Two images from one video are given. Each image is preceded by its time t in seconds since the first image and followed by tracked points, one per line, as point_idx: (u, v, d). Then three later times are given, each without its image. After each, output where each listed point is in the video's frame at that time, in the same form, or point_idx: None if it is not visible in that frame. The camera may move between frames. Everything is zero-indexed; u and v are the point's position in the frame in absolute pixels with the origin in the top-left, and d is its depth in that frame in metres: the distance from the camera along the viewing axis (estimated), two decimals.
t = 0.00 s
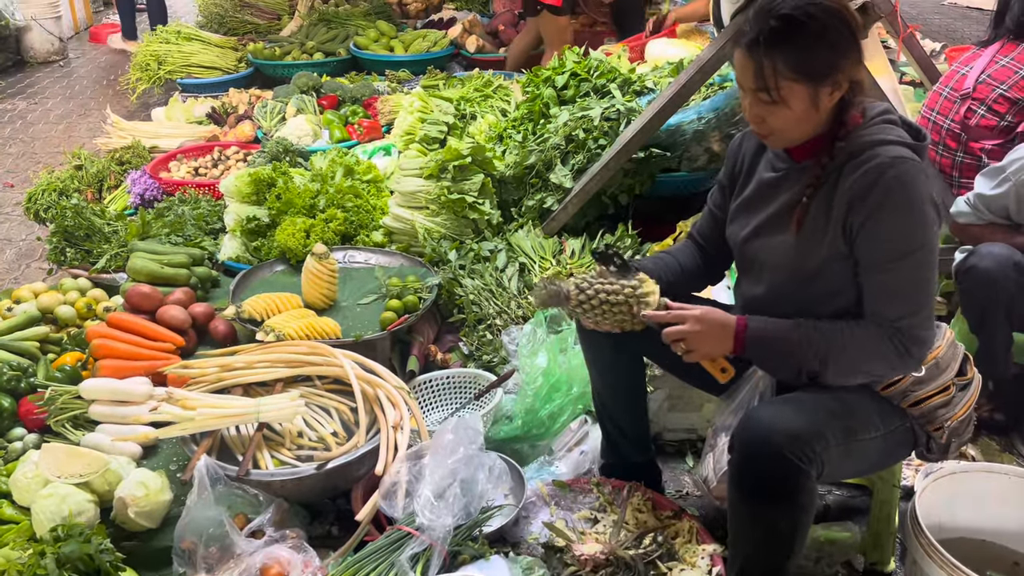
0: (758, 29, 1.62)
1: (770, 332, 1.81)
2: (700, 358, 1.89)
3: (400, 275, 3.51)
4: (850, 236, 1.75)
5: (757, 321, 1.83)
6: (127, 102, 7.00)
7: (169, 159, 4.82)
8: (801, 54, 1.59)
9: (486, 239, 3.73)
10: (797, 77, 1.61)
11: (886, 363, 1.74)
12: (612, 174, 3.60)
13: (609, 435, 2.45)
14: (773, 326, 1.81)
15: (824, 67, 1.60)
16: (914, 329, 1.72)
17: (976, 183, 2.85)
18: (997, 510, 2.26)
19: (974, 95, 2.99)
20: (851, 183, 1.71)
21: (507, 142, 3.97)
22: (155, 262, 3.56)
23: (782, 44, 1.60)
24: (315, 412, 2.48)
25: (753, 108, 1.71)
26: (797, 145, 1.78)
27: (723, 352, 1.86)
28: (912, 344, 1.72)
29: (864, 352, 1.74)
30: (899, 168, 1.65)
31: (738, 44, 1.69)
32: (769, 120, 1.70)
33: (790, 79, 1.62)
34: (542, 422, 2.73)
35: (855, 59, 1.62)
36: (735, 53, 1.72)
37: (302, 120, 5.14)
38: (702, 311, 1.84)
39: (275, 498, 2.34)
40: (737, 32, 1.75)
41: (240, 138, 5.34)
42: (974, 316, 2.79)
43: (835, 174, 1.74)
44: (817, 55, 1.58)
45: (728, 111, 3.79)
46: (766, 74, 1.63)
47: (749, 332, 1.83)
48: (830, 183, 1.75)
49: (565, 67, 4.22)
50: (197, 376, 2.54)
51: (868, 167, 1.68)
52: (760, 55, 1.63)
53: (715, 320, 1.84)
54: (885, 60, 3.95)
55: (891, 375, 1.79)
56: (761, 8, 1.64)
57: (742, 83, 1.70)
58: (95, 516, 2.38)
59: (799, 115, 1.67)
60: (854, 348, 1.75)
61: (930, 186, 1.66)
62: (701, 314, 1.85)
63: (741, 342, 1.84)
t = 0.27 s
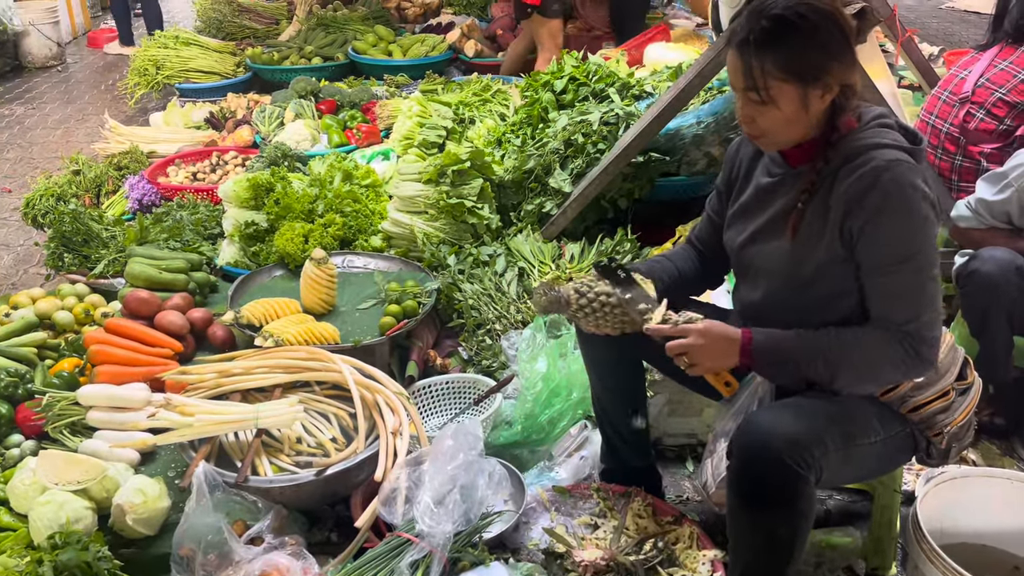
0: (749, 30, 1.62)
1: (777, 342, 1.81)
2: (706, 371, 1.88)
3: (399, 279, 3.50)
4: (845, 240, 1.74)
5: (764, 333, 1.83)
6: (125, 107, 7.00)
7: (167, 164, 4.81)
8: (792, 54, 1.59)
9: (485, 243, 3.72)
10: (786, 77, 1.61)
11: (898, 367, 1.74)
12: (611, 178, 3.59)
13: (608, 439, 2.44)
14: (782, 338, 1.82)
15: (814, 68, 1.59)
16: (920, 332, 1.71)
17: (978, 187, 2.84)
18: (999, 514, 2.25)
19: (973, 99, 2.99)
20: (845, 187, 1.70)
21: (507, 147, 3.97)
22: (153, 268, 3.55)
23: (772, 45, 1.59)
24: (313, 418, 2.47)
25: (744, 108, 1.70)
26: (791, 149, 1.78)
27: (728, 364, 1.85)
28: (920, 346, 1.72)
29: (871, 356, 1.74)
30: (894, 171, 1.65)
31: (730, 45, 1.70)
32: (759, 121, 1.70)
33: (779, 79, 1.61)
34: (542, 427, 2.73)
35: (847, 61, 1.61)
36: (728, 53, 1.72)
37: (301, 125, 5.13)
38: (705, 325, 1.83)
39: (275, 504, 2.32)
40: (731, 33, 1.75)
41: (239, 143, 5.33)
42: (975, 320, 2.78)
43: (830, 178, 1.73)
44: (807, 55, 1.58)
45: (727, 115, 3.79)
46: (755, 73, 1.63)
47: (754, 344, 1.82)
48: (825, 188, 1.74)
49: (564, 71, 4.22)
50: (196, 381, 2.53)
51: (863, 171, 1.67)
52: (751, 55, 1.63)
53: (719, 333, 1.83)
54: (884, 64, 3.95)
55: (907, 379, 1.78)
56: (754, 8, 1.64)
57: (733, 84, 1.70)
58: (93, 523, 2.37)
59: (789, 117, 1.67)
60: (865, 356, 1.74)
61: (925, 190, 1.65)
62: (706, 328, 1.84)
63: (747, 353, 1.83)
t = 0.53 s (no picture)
0: (748, 37, 1.62)
1: (757, 350, 1.81)
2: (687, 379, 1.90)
3: (398, 283, 3.49)
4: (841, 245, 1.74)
5: (745, 340, 1.83)
6: (122, 110, 6.99)
7: (165, 168, 4.80)
8: (791, 61, 1.58)
9: (484, 247, 3.71)
10: (787, 84, 1.60)
11: (879, 375, 1.74)
12: (609, 181, 3.59)
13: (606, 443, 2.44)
14: (762, 344, 1.82)
15: (815, 74, 1.58)
16: (901, 340, 1.71)
17: (976, 190, 2.84)
18: (999, 518, 2.25)
19: (971, 101, 2.99)
20: (842, 191, 1.69)
21: (504, 150, 3.96)
22: (150, 272, 3.54)
23: (772, 52, 1.59)
24: (312, 423, 2.46)
25: (745, 116, 1.70)
26: (790, 153, 1.77)
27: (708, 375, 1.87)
28: (903, 355, 1.72)
29: (852, 363, 1.73)
30: (891, 176, 1.64)
31: (729, 52, 1.69)
32: (760, 128, 1.69)
33: (780, 86, 1.61)
34: (541, 431, 2.71)
35: (846, 66, 1.60)
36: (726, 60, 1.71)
37: (299, 128, 5.13)
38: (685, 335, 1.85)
39: (273, 509, 2.31)
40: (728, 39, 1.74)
41: (236, 146, 5.33)
42: (976, 323, 2.77)
43: (827, 182, 1.73)
44: (807, 61, 1.57)
45: (726, 118, 3.79)
46: (756, 80, 1.62)
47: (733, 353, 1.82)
48: (822, 192, 1.74)
49: (562, 74, 4.23)
50: (194, 386, 2.54)
51: (860, 175, 1.66)
52: (750, 62, 1.62)
53: (695, 342, 1.85)
54: (882, 66, 3.95)
55: (885, 388, 1.79)
56: (751, 14, 1.63)
57: (733, 91, 1.69)
58: (90, 529, 2.35)
59: (790, 123, 1.66)
60: (845, 364, 1.74)
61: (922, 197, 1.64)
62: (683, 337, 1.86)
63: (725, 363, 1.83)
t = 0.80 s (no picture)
0: (755, 39, 1.61)
1: (749, 363, 1.82)
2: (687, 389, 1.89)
3: (396, 285, 3.48)
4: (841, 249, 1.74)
5: (737, 355, 1.83)
6: (120, 112, 6.98)
7: (162, 170, 4.79)
8: (800, 63, 1.57)
9: (482, 248, 3.70)
10: (796, 86, 1.59)
11: (874, 383, 1.74)
12: (608, 183, 3.59)
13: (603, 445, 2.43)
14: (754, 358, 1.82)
15: (822, 76, 1.58)
16: (896, 347, 1.70)
17: (975, 192, 2.84)
18: (999, 520, 2.24)
19: (970, 103, 2.99)
20: (842, 196, 1.69)
21: (503, 151, 3.96)
22: (148, 273, 3.53)
23: (780, 54, 1.58)
24: (310, 426, 2.45)
25: (749, 118, 1.69)
26: (793, 156, 1.76)
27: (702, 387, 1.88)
28: (898, 363, 1.72)
29: (845, 371, 1.74)
30: (891, 181, 1.63)
31: (735, 54, 1.68)
32: (766, 130, 1.68)
33: (789, 89, 1.60)
34: (540, 433, 2.70)
35: (852, 68, 1.60)
36: (731, 63, 1.70)
37: (296, 130, 5.12)
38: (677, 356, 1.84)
39: (270, 512, 2.30)
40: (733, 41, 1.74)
41: (234, 148, 5.32)
42: (975, 324, 2.77)
43: (827, 185, 1.72)
44: (815, 63, 1.57)
45: (724, 120, 3.79)
46: (763, 83, 1.61)
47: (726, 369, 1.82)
48: (823, 195, 1.73)
49: (561, 76, 4.23)
50: (190, 389, 2.52)
51: (860, 179, 1.66)
52: (758, 63, 1.61)
53: (689, 358, 1.84)
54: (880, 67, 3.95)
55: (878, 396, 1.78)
56: (758, 16, 1.63)
57: (739, 93, 1.68)
58: (86, 532, 2.34)
59: (796, 125, 1.66)
60: (840, 374, 1.74)
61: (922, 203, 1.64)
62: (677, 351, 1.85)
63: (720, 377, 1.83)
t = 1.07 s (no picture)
0: (747, 41, 1.61)
1: (752, 363, 1.83)
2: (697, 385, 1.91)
3: (393, 286, 3.48)
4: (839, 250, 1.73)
5: (742, 351, 1.84)
6: (118, 112, 6.97)
7: (160, 170, 4.79)
8: (791, 65, 1.57)
9: (480, 249, 3.69)
10: (786, 88, 1.59)
11: (876, 383, 1.74)
12: (606, 183, 3.58)
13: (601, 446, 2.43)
14: (755, 355, 1.83)
15: (814, 78, 1.58)
16: (898, 347, 1.71)
17: (973, 193, 2.83)
18: (999, 520, 2.24)
19: (968, 103, 2.98)
20: (839, 197, 1.69)
21: (501, 151, 3.96)
22: (145, 274, 3.53)
23: (772, 56, 1.58)
24: (307, 427, 2.44)
25: (743, 120, 1.69)
26: (788, 157, 1.76)
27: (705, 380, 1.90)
28: (899, 363, 1.72)
29: (847, 372, 1.75)
30: (889, 182, 1.63)
31: (726, 56, 1.68)
32: (759, 132, 1.68)
33: (779, 91, 1.60)
34: (538, 434, 2.70)
35: (845, 69, 1.60)
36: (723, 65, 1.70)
37: (294, 130, 5.12)
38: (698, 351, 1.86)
39: (268, 513, 2.29)
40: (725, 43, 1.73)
41: (231, 148, 5.31)
42: (973, 324, 2.77)
43: (823, 187, 1.72)
44: (806, 65, 1.56)
45: (722, 120, 3.79)
46: (755, 85, 1.61)
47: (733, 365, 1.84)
48: (819, 197, 1.73)
49: (559, 76, 4.22)
50: (188, 390, 2.51)
51: (857, 181, 1.66)
52: (749, 66, 1.61)
53: (697, 353, 1.86)
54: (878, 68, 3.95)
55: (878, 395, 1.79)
56: (750, 18, 1.63)
57: (731, 96, 1.68)
58: (83, 533, 2.33)
59: (789, 127, 1.65)
60: (841, 374, 1.75)
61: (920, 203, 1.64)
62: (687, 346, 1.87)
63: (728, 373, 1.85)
